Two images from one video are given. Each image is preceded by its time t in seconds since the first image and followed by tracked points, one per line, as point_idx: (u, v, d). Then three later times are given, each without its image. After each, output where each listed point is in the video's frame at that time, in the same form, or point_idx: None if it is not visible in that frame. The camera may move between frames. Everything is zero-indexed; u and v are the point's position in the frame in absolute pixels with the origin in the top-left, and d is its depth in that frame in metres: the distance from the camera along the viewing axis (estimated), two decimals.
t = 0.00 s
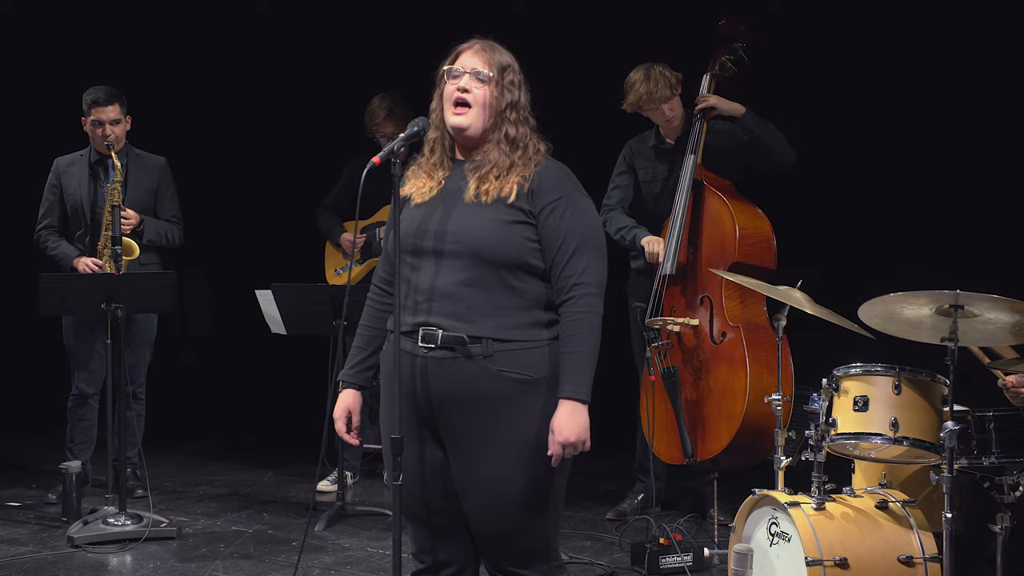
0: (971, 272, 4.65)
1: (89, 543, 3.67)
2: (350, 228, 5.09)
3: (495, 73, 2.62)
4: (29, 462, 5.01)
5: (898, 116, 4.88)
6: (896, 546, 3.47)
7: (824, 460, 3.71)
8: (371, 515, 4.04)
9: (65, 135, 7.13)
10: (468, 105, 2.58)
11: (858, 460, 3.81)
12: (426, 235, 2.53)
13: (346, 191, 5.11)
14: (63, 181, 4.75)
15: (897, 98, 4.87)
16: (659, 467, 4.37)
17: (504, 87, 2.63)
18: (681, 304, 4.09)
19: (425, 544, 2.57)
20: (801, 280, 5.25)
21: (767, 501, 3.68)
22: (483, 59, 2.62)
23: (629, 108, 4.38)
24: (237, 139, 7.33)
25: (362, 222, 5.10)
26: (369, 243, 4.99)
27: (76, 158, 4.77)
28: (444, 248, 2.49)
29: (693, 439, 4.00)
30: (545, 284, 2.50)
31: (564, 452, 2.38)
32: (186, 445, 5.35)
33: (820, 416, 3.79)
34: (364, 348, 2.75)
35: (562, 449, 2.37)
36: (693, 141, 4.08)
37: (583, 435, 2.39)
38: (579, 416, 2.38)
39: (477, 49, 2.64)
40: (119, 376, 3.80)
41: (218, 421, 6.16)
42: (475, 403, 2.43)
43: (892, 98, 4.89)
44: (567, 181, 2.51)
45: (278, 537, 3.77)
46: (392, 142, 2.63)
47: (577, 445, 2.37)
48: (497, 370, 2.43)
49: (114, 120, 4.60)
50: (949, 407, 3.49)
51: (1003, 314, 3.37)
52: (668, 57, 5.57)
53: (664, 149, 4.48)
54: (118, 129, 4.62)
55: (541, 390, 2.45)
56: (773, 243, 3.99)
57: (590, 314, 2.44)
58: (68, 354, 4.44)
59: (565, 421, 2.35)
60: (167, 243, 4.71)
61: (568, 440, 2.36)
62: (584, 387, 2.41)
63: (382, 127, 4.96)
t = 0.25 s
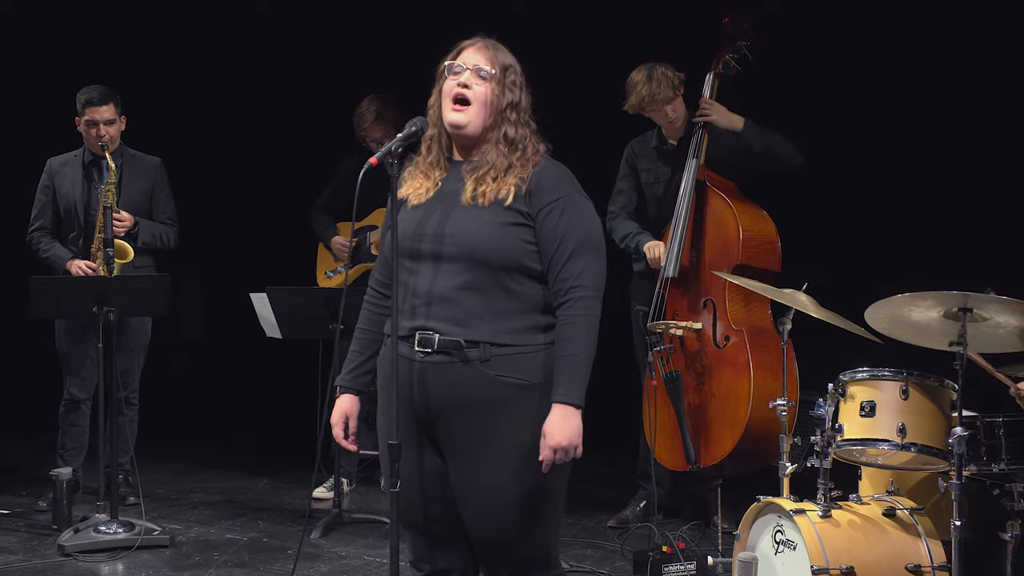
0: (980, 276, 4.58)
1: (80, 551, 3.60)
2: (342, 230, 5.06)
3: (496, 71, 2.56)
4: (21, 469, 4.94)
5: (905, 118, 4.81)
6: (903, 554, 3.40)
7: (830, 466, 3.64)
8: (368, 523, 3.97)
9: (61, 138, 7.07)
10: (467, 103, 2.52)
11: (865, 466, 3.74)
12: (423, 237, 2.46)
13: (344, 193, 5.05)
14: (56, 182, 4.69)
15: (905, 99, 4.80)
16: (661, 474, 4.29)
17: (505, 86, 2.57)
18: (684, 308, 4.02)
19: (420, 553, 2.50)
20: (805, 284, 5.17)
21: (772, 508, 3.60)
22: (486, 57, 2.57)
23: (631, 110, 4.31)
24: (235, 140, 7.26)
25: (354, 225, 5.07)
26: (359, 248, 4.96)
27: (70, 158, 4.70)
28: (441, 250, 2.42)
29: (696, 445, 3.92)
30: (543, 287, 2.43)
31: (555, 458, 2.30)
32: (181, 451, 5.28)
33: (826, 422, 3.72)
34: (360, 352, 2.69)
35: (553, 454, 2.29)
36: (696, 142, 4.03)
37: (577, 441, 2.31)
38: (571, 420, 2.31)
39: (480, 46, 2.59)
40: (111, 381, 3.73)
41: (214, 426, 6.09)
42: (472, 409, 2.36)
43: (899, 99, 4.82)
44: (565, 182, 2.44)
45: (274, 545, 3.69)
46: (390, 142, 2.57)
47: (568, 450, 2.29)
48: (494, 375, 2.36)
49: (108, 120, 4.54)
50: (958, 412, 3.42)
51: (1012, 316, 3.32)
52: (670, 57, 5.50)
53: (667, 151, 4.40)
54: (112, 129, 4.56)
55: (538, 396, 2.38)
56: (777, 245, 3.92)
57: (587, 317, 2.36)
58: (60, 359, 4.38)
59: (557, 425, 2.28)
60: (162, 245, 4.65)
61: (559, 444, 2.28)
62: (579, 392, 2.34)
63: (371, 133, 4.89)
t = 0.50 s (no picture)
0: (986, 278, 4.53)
1: (72, 558, 3.55)
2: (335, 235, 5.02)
3: (497, 70, 2.51)
4: (14, 474, 4.89)
5: (910, 118, 4.75)
6: (908, 561, 3.34)
7: (835, 471, 3.58)
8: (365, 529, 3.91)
9: (57, 138, 7.02)
10: (467, 102, 2.47)
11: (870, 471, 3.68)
12: (421, 238, 2.41)
13: (341, 194, 4.99)
14: (49, 183, 4.64)
15: (909, 99, 4.75)
16: (664, 480, 4.24)
17: (506, 86, 2.52)
18: (686, 311, 3.96)
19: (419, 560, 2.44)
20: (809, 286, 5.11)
21: (777, 514, 3.54)
22: (487, 56, 2.53)
23: (632, 111, 4.25)
24: (233, 140, 7.21)
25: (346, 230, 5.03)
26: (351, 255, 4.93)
27: (63, 159, 4.66)
28: (439, 251, 2.37)
29: (699, 450, 3.87)
30: (542, 288, 2.38)
31: (557, 462, 2.26)
32: (178, 456, 5.23)
33: (831, 426, 3.66)
34: (358, 356, 2.64)
35: (554, 458, 2.25)
36: (700, 141, 3.97)
37: (577, 444, 2.26)
38: (573, 424, 2.26)
39: (481, 45, 2.54)
40: (104, 385, 3.69)
41: (211, 430, 6.04)
42: (471, 413, 2.31)
43: (903, 98, 4.77)
44: (565, 181, 2.39)
45: (270, 552, 3.64)
46: (388, 142, 2.52)
47: (570, 454, 2.25)
48: (493, 379, 2.31)
49: (103, 120, 4.50)
50: (965, 417, 3.36)
51: (1020, 319, 3.26)
52: (671, 57, 5.44)
53: (669, 151, 4.34)
54: (107, 129, 4.51)
55: (537, 399, 2.33)
56: (781, 247, 3.86)
57: (588, 319, 2.31)
58: (53, 363, 4.34)
59: (557, 428, 2.23)
60: (156, 247, 4.59)
61: (560, 448, 2.24)
62: (580, 394, 2.29)
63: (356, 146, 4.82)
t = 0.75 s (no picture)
0: (995, 283, 4.47)
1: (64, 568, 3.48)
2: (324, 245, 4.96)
3: (498, 69, 2.45)
4: (5, 482, 4.82)
5: (916, 119, 4.69)
6: (917, 571, 3.27)
7: (841, 479, 3.51)
8: (363, 537, 3.85)
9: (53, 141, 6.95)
10: (468, 102, 2.41)
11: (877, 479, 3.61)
12: (419, 240, 2.34)
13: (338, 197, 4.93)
14: (39, 186, 4.57)
15: (915, 100, 4.68)
16: (666, 487, 4.17)
17: (507, 86, 2.46)
18: (689, 315, 3.90)
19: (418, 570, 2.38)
20: (812, 290, 5.05)
21: (782, 523, 3.47)
22: (488, 56, 2.46)
23: (633, 110, 4.19)
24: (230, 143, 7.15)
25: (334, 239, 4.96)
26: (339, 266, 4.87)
27: (53, 161, 4.60)
28: (438, 254, 2.30)
29: (702, 456, 3.80)
30: (543, 291, 2.32)
31: (559, 469, 2.19)
32: (171, 464, 5.16)
33: (837, 433, 3.59)
34: (355, 360, 2.57)
35: (556, 464, 2.18)
36: (703, 142, 3.91)
37: (579, 451, 2.20)
38: (576, 430, 2.20)
39: (483, 45, 2.47)
40: (96, 392, 3.62)
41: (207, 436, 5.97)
42: (471, 419, 2.25)
43: (909, 100, 4.70)
44: (565, 182, 2.32)
45: (265, 561, 3.58)
46: (387, 143, 2.46)
47: (573, 460, 2.19)
48: (494, 385, 2.25)
49: (93, 121, 4.44)
50: (974, 423, 3.30)
51: None
52: (673, 57, 5.36)
53: (671, 153, 4.28)
54: (97, 130, 4.46)
55: (539, 405, 2.27)
56: (784, 250, 3.80)
57: (589, 322, 2.25)
58: (44, 368, 4.29)
59: (559, 434, 2.17)
60: (148, 250, 4.53)
61: (562, 455, 2.18)
62: (582, 399, 2.22)
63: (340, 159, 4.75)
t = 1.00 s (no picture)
0: (1000, 287, 4.44)
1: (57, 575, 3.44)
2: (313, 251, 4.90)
3: (500, 70, 2.41)
4: None
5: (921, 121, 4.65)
6: None
7: (846, 485, 3.46)
8: (360, 543, 3.81)
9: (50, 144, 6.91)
10: (469, 102, 2.37)
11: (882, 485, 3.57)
12: (418, 243, 2.30)
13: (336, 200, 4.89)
14: (31, 188, 4.54)
15: (920, 102, 4.64)
16: (668, 493, 4.12)
17: (508, 86, 2.42)
18: (690, 319, 3.85)
19: None
20: (815, 294, 5.01)
21: (786, 529, 3.42)
22: (490, 56, 2.42)
23: (633, 113, 4.15)
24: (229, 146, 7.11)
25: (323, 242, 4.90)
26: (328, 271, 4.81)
27: (46, 163, 4.56)
28: (438, 256, 2.26)
29: (705, 462, 3.75)
30: (544, 293, 2.28)
31: (561, 473, 2.15)
32: (167, 470, 5.11)
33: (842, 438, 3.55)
34: (353, 364, 2.53)
35: (557, 468, 2.14)
36: (703, 143, 3.87)
37: (580, 455, 2.16)
38: (577, 433, 2.15)
39: (484, 45, 2.43)
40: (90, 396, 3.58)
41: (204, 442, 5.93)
42: (471, 424, 2.20)
43: (914, 102, 4.66)
44: (564, 181, 2.28)
45: (262, 568, 3.53)
46: (386, 145, 2.41)
47: (574, 464, 2.14)
48: (494, 389, 2.20)
49: (87, 122, 4.41)
50: (981, 428, 3.25)
51: None
52: (675, 58, 5.32)
53: (673, 155, 4.23)
54: (90, 131, 4.42)
55: (540, 409, 2.22)
56: (785, 252, 3.76)
57: (590, 324, 2.21)
58: (36, 372, 4.25)
59: (560, 438, 2.13)
60: (142, 253, 4.49)
61: (564, 459, 2.13)
62: (583, 402, 2.18)
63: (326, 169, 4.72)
